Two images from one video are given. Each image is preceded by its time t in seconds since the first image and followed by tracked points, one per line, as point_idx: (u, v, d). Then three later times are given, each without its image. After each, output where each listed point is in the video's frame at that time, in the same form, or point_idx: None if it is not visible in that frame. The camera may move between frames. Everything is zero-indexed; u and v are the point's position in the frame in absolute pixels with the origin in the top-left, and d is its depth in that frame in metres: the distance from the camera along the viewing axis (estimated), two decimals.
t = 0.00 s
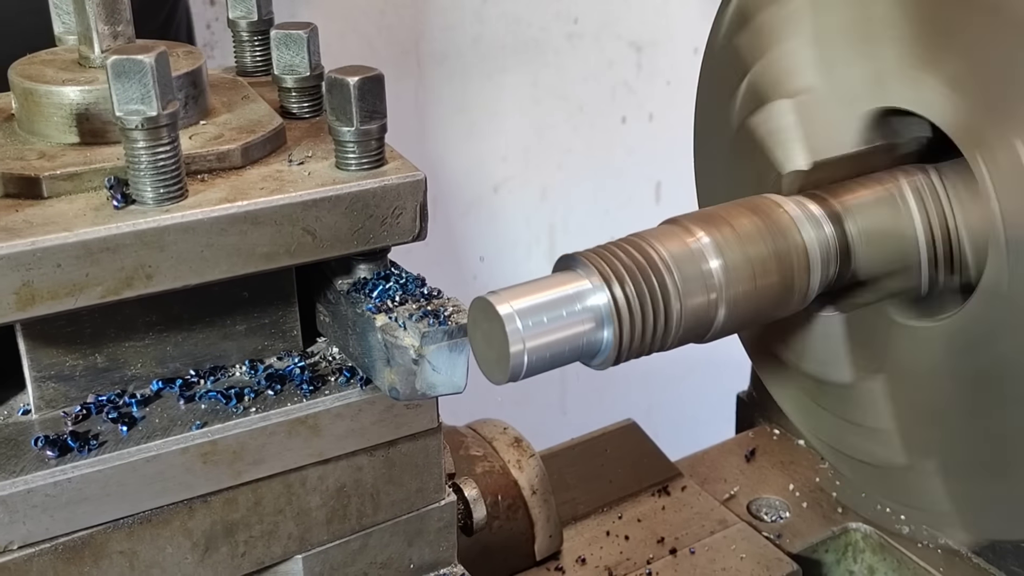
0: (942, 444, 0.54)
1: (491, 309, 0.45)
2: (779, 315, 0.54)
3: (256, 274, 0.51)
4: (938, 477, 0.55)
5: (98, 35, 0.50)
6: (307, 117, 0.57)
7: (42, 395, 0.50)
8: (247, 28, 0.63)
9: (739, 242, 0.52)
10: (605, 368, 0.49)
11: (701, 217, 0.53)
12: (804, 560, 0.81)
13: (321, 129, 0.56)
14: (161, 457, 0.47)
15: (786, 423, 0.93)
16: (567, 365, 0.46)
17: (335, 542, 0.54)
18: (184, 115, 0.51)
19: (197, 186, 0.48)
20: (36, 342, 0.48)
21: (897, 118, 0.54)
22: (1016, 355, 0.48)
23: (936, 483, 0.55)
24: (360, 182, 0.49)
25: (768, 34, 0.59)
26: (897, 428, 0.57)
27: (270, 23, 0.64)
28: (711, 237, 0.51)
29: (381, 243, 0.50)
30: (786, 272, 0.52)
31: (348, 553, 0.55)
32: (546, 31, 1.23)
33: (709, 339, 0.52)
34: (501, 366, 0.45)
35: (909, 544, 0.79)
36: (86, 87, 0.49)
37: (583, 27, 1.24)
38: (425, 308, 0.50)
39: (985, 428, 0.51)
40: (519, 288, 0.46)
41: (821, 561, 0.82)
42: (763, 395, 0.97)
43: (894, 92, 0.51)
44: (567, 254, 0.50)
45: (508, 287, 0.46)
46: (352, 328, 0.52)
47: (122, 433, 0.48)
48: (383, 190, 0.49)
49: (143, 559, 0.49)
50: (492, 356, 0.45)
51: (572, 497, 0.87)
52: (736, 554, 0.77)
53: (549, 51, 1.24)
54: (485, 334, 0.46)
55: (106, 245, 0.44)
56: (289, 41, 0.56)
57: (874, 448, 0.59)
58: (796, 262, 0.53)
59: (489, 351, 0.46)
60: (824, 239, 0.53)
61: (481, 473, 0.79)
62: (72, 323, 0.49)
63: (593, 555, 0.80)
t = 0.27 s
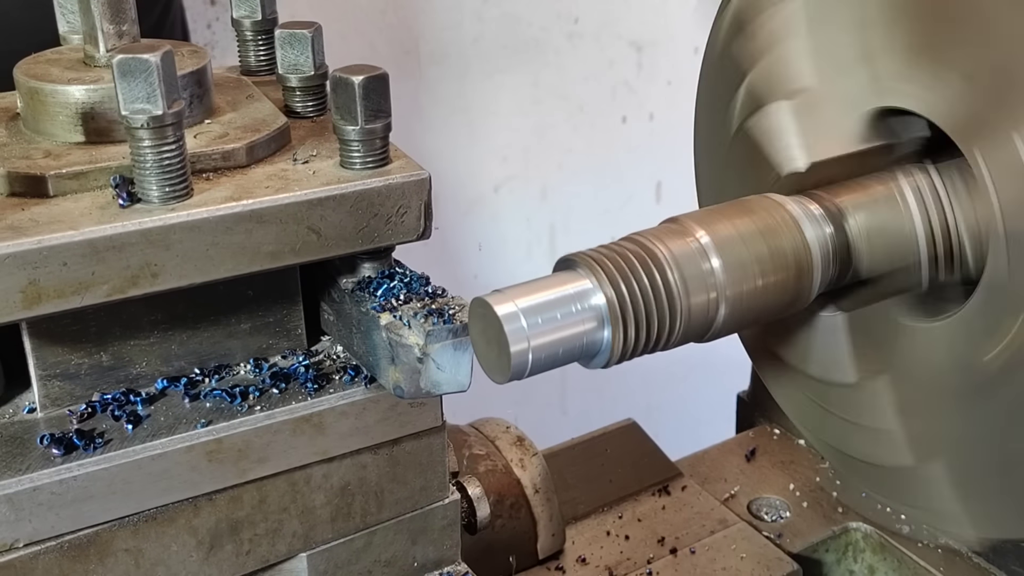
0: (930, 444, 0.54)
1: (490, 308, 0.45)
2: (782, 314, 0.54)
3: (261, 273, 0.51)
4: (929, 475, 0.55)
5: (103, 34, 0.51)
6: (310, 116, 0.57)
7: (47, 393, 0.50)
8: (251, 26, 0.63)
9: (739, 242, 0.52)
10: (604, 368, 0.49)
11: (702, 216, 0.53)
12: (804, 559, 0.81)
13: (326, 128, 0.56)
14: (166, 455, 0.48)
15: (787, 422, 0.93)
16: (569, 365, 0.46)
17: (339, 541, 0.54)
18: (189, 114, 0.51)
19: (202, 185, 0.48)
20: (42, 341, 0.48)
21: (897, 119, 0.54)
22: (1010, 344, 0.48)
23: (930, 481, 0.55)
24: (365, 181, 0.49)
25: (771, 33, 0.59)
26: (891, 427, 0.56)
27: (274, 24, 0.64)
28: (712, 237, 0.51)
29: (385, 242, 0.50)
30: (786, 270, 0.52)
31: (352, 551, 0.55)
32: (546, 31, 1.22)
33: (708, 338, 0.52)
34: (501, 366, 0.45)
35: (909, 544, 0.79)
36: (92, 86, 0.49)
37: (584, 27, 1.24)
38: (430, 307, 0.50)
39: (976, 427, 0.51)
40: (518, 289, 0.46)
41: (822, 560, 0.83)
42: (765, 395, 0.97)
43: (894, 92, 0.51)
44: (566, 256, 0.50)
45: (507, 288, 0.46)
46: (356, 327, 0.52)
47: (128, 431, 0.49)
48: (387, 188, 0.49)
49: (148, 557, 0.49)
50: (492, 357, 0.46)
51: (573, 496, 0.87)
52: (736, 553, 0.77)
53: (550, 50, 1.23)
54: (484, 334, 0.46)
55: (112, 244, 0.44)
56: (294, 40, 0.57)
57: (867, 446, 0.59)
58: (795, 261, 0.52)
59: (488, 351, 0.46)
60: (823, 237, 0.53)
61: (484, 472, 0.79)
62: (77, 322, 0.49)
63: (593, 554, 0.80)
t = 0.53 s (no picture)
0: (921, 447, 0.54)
1: (490, 308, 0.45)
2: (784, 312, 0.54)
3: (266, 271, 0.51)
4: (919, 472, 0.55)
5: (108, 33, 0.51)
6: (315, 116, 0.57)
7: (53, 391, 0.50)
8: (255, 26, 0.63)
9: (740, 242, 0.51)
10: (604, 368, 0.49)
11: (702, 216, 0.52)
12: (805, 559, 0.82)
13: (330, 127, 0.56)
14: (171, 454, 0.48)
15: (788, 422, 0.94)
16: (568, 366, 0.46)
17: (344, 539, 0.54)
18: (194, 113, 0.52)
19: (207, 184, 0.48)
20: (47, 339, 0.48)
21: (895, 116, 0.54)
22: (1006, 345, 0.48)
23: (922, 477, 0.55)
24: (370, 179, 0.49)
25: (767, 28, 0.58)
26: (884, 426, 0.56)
27: (278, 22, 0.64)
28: (713, 235, 0.51)
29: (389, 240, 0.50)
30: (788, 269, 0.52)
31: (356, 549, 0.55)
32: (546, 31, 1.22)
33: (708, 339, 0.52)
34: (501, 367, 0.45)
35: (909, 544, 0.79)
36: (97, 85, 0.49)
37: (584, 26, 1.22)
38: (434, 305, 0.50)
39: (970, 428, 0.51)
40: (516, 290, 0.46)
41: (822, 560, 0.83)
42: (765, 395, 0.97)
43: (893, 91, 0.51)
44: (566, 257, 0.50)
45: (507, 288, 0.46)
46: (361, 326, 0.52)
47: (133, 429, 0.49)
48: (392, 187, 0.49)
49: (153, 555, 0.49)
50: (492, 359, 0.46)
51: (574, 495, 0.88)
52: (737, 553, 0.77)
53: (551, 49, 1.23)
54: (484, 334, 0.46)
55: (118, 242, 0.44)
56: (298, 39, 0.57)
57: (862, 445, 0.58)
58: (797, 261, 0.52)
59: (489, 351, 0.46)
60: (822, 237, 0.53)
61: (487, 471, 0.79)
62: (82, 320, 0.49)
63: (594, 554, 0.80)
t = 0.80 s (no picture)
0: (920, 448, 0.54)
1: (490, 307, 0.45)
2: (784, 313, 0.54)
3: (271, 270, 0.51)
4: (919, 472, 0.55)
5: (114, 32, 0.51)
6: (319, 114, 0.57)
7: (59, 389, 0.50)
8: (258, 25, 0.64)
9: (739, 242, 0.52)
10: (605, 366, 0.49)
11: (704, 215, 0.53)
12: (806, 558, 0.82)
13: (334, 126, 0.56)
14: (177, 451, 0.48)
15: (788, 422, 0.94)
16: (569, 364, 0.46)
17: (348, 537, 0.54)
18: (199, 112, 0.52)
19: (213, 183, 0.48)
20: (53, 337, 0.49)
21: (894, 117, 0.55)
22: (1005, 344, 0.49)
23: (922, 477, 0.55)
24: (374, 178, 0.49)
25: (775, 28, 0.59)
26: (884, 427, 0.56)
27: (282, 21, 0.65)
28: (712, 235, 0.52)
29: (394, 239, 0.50)
30: (787, 269, 0.53)
31: (361, 547, 0.55)
32: (546, 30, 1.20)
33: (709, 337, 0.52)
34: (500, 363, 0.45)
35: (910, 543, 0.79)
36: (103, 84, 0.49)
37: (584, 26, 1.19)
38: (439, 304, 0.50)
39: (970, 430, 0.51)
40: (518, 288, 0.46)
41: (823, 559, 0.83)
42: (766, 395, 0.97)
43: (895, 90, 0.52)
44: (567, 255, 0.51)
45: (507, 286, 0.46)
46: (365, 324, 0.52)
47: (139, 427, 0.49)
48: (397, 186, 0.49)
49: (159, 552, 0.49)
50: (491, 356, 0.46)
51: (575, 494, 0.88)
52: (737, 552, 0.77)
53: (550, 49, 1.21)
54: (484, 332, 0.46)
55: (124, 241, 0.44)
56: (302, 39, 0.56)
57: (861, 444, 0.59)
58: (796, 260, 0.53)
59: (488, 349, 0.46)
60: (822, 237, 0.54)
61: (490, 470, 0.79)
62: (88, 318, 0.49)
63: (595, 552, 0.80)
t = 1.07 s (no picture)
0: (923, 448, 0.54)
1: (490, 308, 0.45)
2: (782, 312, 0.55)
3: (276, 269, 0.51)
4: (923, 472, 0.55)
5: (119, 32, 0.51)
6: (323, 113, 0.57)
7: (65, 388, 0.50)
8: (263, 24, 0.64)
9: (740, 240, 0.52)
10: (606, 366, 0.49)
11: (704, 215, 0.53)
12: (806, 558, 0.82)
13: (339, 125, 0.56)
14: (183, 450, 0.48)
15: (789, 421, 0.94)
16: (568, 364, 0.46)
17: (353, 535, 0.54)
18: (204, 112, 0.52)
19: (218, 182, 0.48)
20: (59, 336, 0.49)
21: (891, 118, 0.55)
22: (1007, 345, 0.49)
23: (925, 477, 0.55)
24: (379, 177, 0.49)
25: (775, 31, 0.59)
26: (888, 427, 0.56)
27: (285, 21, 0.64)
28: (713, 235, 0.52)
29: (399, 238, 0.50)
30: (786, 269, 0.53)
31: (366, 545, 0.55)
32: (547, 30, 1.19)
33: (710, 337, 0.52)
34: (501, 364, 0.45)
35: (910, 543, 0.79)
36: (108, 83, 0.49)
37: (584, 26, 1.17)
38: (444, 303, 0.50)
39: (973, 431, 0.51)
40: (519, 288, 0.46)
41: (823, 559, 0.83)
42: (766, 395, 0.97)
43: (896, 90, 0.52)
44: (568, 254, 0.51)
45: (508, 286, 0.46)
46: (370, 322, 0.52)
47: (144, 426, 0.49)
48: (401, 185, 0.49)
49: (165, 551, 0.49)
50: (491, 358, 0.45)
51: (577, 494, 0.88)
52: (738, 552, 0.77)
53: (550, 49, 1.20)
54: (484, 331, 0.46)
55: (130, 240, 0.44)
56: (307, 37, 0.57)
57: (864, 444, 0.59)
58: (797, 260, 0.53)
59: (488, 349, 0.46)
60: (823, 236, 0.54)
61: (493, 469, 0.79)
62: (94, 317, 0.49)
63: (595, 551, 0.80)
